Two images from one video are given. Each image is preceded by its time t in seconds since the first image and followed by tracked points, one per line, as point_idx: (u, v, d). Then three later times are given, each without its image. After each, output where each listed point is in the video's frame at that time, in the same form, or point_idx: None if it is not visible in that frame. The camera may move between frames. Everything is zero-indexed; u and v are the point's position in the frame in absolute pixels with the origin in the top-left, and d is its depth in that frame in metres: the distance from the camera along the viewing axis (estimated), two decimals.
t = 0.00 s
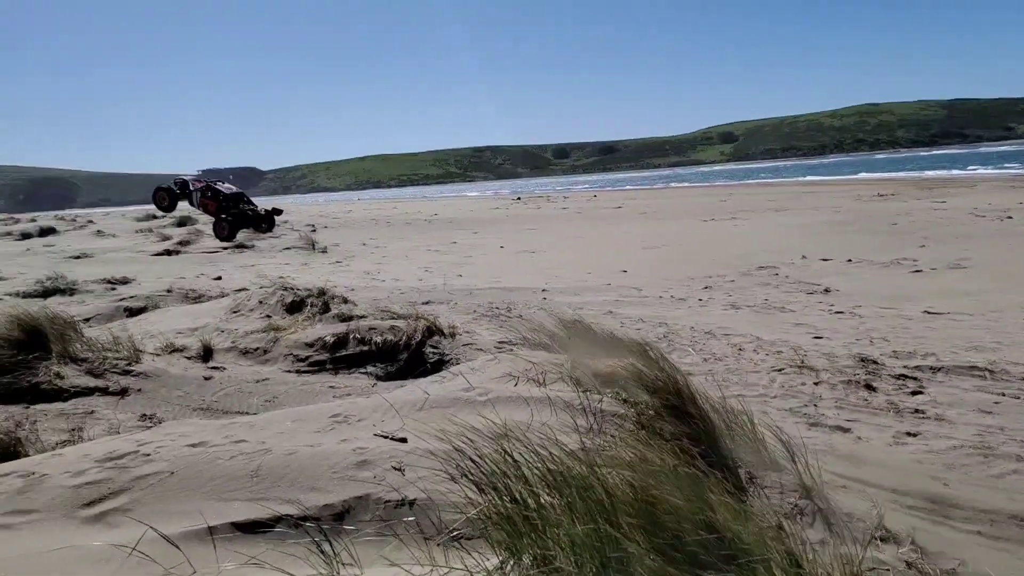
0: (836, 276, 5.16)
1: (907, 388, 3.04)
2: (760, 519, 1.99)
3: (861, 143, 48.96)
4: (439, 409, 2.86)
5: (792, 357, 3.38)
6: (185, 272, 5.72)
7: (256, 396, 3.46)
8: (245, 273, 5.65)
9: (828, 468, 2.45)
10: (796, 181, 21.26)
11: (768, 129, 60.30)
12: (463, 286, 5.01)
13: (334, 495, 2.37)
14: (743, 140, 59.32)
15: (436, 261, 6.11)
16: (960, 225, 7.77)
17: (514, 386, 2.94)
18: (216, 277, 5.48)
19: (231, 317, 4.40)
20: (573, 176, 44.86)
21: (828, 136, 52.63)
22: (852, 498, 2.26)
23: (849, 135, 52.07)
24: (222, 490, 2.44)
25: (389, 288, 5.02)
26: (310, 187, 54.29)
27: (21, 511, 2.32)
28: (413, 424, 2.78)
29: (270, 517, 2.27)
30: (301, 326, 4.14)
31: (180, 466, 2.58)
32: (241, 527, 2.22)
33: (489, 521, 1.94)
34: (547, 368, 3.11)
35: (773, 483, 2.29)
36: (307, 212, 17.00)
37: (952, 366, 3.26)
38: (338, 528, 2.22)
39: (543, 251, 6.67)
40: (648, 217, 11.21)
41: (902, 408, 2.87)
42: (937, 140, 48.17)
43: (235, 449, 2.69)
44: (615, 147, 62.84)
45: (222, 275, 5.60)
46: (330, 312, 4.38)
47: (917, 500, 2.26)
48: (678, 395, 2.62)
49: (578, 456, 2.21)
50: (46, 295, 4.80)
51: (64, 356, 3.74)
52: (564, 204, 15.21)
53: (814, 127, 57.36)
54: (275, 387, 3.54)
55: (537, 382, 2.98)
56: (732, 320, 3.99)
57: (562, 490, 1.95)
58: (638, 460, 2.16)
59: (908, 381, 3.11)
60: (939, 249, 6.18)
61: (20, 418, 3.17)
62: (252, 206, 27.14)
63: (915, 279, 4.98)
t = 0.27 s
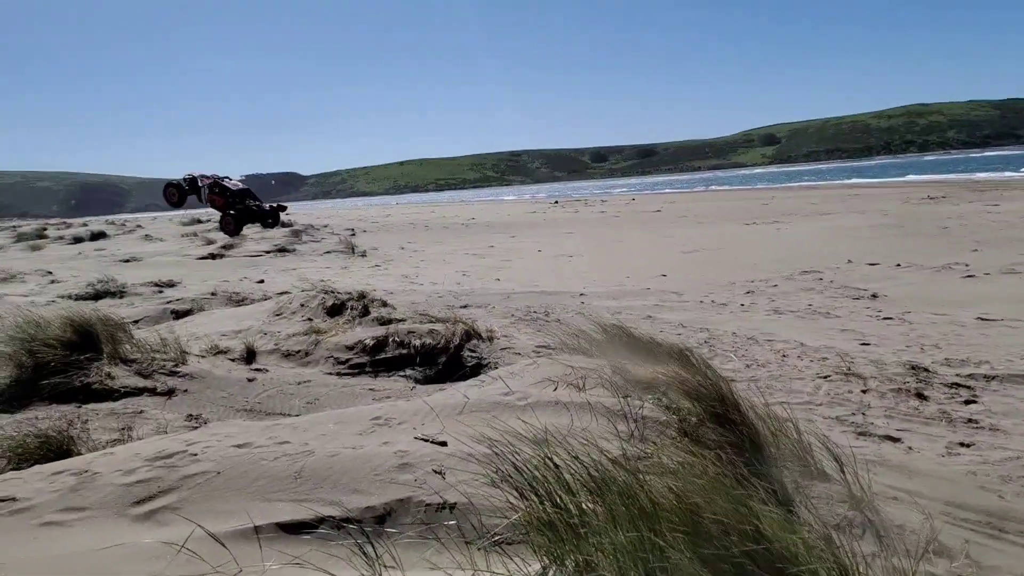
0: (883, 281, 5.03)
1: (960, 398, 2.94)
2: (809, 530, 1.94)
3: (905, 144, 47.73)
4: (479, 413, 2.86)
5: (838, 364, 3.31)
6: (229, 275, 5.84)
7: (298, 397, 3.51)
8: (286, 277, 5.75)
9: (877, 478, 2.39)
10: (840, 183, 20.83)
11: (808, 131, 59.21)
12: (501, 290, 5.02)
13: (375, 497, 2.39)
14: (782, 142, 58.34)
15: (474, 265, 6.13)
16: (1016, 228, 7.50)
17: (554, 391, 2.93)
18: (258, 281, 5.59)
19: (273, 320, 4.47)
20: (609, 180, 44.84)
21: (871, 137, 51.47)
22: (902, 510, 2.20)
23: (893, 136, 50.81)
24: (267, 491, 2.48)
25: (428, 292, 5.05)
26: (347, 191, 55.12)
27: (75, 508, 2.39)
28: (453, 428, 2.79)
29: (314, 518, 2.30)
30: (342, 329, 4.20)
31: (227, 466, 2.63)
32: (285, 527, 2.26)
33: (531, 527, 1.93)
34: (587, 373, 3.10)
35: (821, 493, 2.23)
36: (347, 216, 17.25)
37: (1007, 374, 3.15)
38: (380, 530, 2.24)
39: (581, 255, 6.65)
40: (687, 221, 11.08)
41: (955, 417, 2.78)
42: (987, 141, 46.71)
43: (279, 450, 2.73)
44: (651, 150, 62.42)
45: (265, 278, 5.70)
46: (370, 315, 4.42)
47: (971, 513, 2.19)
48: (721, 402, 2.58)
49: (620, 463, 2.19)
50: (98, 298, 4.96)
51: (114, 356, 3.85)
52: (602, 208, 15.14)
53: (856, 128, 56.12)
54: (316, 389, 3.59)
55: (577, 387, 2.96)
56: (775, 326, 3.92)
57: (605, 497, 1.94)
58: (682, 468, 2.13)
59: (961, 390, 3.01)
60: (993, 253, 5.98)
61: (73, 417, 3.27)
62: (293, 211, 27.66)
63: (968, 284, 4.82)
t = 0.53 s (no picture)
0: (933, 288, 4.89)
1: (1016, 409, 2.84)
2: (860, 543, 1.88)
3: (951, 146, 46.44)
4: (519, 419, 2.86)
5: (886, 373, 3.22)
6: (271, 280, 5.96)
7: (338, 401, 3.56)
8: (326, 281, 5.83)
9: (928, 491, 2.31)
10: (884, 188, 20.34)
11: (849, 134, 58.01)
12: (539, 295, 5.01)
13: (416, 502, 2.40)
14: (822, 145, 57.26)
15: (511, 270, 6.14)
16: None
17: (594, 398, 2.92)
18: (299, 285, 5.68)
19: (314, 324, 4.54)
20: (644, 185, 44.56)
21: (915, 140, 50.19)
22: (956, 524, 2.12)
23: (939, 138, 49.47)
24: (310, 493, 2.51)
25: (465, 297, 5.07)
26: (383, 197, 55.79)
27: (125, 507, 2.46)
28: (492, 434, 2.79)
29: (356, 521, 2.32)
30: (381, 333, 4.24)
31: (271, 468, 2.67)
32: (328, 529, 2.28)
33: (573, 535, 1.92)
34: (627, 381, 3.07)
35: (870, 505, 2.16)
36: (385, 221, 17.45)
37: None
38: (421, 535, 2.25)
39: (618, 260, 6.61)
40: (727, 226, 10.94)
41: (1010, 429, 2.68)
42: None
43: (321, 454, 2.77)
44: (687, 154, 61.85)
45: (305, 283, 5.80)
46: (408, 320, 4.46)
47: None
48: (766, 412, 2.53)
49: (663, 472, 2.16)
50: (146, 301, 5.11)
51: (161, 359, 3.95)
52: (639, 213, 15.04)
53: (899, 130, 54.79)
54: (356, 393, 3.63)
55: (617, 394, 2.94)
56: (820, 333, 3.84)
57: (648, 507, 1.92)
58: (727, 478, 2.09)
59: (1017, 401, 2.91)
60: None
61: (122, 418, 3.36)
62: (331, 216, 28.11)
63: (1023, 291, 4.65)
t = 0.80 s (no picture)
0: (984, 296, 4.74)
1: None
2: (909, 558, 1.81)
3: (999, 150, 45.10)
4: (557, 426, 2.85)
5: (935, 384, 3.13)
6: (310, 285, 6.05)
7: (375, 405, 3.59)
8: (364, 286, 5.91)
9: (980, 505, 2.23)
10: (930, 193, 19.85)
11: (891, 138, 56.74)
12: (575, 301, 5.00)
13: (453, 507, 2.41)
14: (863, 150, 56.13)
15: (547, 276, 6.14)
16: None
17: (632, 406, 2.89)
18: (337, 290, 5.76)
19: (352, 329, 4.59)
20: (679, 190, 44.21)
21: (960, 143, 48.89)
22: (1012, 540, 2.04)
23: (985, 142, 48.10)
24: (349, 497, 2.53)
25: (501, 302, 5.08)
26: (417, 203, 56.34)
27: (171, 507, 2.51)
28: (530, 440, 2.78)
29: (394, 525, 2.33)
30: (417, 339, 4.27)
31: (311, 472, 2.70)
32: (367, 533, 2.30)
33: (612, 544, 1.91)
34: (666, 389, 3.04)
35: (919, 520, 2.08)
36: (421, 227, 17.62)
37: None
38: (459, 540, 2.25)
39: (655, 266, 6.56)
40: (766, 232, 10.78)
41: None
42: None
43: (360, 458, 2.79)
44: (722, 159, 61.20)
45: (343, 288, 5.88)
46: (444, 325, 4.48)
47: None
48: (810, 423, 2.48)
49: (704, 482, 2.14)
50: (189, 305, 5.23)
51: (204, 362, 4.04)
52: (676, 218, 14.91)
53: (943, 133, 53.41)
54: (393, 398, 3.65)
55: (655, 402, 2.91)
56: (865, 342, 3.75)
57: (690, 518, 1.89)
58: (770, 490, 2.05)
59: None
60: None
61: (167, 419, 3.44)
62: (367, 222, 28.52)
63: None
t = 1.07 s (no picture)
0: None
1: None
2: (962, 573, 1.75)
3: None
4: (594, 432, 2.83)
5: (986, 393, 3.03)
6: (347, 288, 6.13)
7: (411, 408, 3.61)
8: (400, 290, 5.95)
9: None
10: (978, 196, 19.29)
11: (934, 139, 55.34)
12: (610, 306, 4.97)
13: (491, 512, 2.41)
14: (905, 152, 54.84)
15: (582, 280, 6.12)
16: None
17: (671, 413, 2.86)
18: (373, 294, 5.82)
19: (388, 332, 4.64)
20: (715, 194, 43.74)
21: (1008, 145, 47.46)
22: None
23: None
24: (388, 499, 2.55)
25: (536, 307, 5.08)
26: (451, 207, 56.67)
27: (214, 506, 2.56)
28: (567, 445, 2.77)
29: (432, 528, 2.34)
30: (453, 342, 4.29)
31: (350, 474, 2.73)
32: (405, 536, 2.31)
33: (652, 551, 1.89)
34: (705, 396, 3.00)
35: (970, 533, 2.01)
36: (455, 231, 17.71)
37: None
38: (496, 545, 2.25)
39: (692, 271, 6.49)
40: (806, 236, 10.59)
41: None
42: None
43: (398, 460, 2.81)
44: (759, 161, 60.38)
45: (379, 291, 5.94)
46: (479, 329, 4.50)
47: None
48: (856, 433, 2.42)
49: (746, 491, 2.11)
50: (230, 307, 5.34)
51: (245, 364, 4.11)
52: (713, 222, 14.71)
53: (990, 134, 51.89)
54: (429, 401, 3.68)
55: (695, 409, 2.88)
56: (911, 349, 3.66)
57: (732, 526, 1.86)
58: (815, 501, 2.01)
59: None
60: None
61: (209, 420, 3.51)
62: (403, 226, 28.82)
63: None
